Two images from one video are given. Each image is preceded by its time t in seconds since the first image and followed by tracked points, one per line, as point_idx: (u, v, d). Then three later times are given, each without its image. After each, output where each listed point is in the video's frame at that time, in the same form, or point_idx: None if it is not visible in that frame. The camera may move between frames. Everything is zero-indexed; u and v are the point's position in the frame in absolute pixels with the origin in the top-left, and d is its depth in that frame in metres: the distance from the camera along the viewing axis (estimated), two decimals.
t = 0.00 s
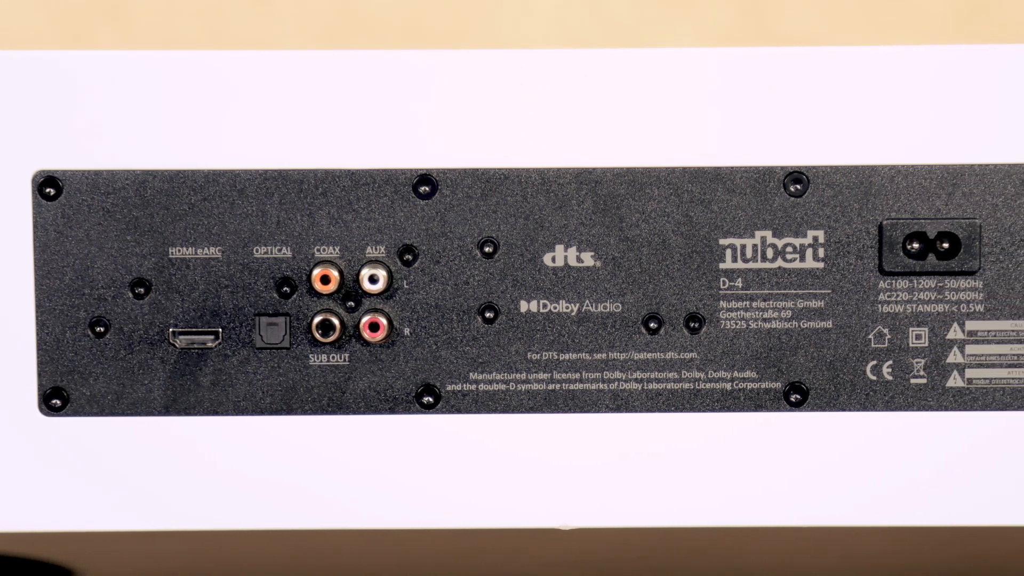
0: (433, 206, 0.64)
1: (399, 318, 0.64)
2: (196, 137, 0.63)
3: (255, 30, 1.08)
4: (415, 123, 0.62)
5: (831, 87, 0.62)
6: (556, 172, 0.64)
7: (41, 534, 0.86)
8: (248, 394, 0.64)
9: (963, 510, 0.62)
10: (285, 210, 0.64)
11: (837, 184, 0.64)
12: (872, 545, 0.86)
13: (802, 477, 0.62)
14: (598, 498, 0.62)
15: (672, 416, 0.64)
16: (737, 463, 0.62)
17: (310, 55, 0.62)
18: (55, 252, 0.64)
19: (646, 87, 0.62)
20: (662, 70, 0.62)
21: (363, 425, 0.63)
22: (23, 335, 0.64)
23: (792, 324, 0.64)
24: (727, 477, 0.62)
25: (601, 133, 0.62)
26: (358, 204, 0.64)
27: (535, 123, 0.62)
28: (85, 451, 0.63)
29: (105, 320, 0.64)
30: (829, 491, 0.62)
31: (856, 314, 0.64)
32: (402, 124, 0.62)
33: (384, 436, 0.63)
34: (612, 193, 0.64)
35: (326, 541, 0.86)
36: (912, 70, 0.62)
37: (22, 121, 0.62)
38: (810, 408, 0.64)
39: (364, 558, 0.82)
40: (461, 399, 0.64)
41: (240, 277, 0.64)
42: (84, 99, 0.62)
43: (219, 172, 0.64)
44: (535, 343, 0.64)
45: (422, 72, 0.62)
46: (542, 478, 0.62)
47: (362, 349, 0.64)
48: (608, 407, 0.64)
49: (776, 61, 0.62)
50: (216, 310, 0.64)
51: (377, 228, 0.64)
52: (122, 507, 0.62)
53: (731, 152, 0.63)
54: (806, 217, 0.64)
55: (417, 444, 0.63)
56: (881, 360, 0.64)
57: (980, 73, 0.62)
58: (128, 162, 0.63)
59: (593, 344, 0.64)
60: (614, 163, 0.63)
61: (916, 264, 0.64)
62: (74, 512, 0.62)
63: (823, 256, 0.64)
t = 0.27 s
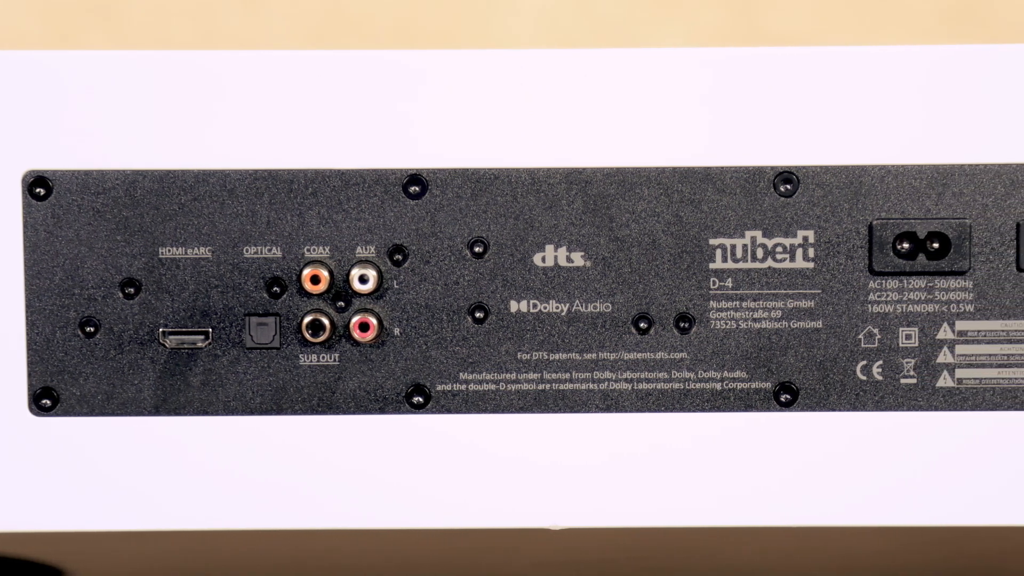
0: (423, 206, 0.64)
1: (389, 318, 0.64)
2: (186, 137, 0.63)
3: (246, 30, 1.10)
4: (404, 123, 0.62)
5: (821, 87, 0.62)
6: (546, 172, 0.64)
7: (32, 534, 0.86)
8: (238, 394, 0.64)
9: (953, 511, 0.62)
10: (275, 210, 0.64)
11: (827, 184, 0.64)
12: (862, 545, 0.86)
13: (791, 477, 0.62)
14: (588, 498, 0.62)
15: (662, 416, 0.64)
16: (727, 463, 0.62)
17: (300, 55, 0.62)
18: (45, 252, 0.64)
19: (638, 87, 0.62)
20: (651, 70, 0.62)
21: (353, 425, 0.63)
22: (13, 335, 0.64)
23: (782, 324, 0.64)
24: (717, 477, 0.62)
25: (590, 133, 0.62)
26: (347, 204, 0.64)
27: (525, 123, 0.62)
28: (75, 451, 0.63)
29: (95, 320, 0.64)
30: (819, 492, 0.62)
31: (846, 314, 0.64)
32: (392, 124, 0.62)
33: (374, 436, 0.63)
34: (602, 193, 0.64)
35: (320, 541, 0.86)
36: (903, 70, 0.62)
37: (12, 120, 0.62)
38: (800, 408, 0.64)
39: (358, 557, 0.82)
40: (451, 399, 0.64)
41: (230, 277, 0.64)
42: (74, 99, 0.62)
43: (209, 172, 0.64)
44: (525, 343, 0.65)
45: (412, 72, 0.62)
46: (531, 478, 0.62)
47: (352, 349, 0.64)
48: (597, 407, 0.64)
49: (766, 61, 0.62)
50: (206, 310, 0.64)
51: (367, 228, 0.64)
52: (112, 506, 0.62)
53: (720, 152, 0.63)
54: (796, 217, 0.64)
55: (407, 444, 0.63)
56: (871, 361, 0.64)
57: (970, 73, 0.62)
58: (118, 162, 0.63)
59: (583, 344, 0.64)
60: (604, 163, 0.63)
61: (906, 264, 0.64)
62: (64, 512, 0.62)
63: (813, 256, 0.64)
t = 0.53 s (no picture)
0: (413, 206, 0.64)
1: (379, 318, 0.64)
2: (176, 137, 0.63)
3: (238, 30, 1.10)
4: (394, 123, 0.62)
5: (810, 87, 0.62)
6: (536, 172, 0.64)
7: (22, 534, 0.86)
8: (228, 394, 0.64)
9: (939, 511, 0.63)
10: (265, 210, 0.64)
11: (817, 184, 0.64)
12: (852, 545, 0.86)
13: (781, 477, 0.62)
14: (578, 498, 0.62)
15: (651, 416, 0.64)
16: (717, 463, 0.62)
17: (290, 55, 0.62)
18: (35, 252, 0.64)
19: (628, 87, 0.62)
20: (641, 70, 0.62)
21: (343, 425, 0.63)
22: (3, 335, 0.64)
23: (772, 324, 0.64)
24: (707, 477, 0.62)
25: (580, 133, 0.62)
26: (337, 204, 0.64)
27: (514, 123, 0.62)
28: (64, 451, 0.63)
29: (85, 320, 0.64)
30: (808, 492, 0.62)
31: (836, 314, 0.64)
32: (381, 123, 0.62)
33: (364, 436, 0.63)
34: (592, 193, 0.64)
35: (312, 540, 0.86)
36: (893, 70, 0.62)
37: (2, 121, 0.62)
38: (790, 408, 0.64)
39: (351, 556, 0.82)
40: (440, 399, 0.64)
41: (219, 277, 0.64)
42: (64, 99, 0.62)
43: (199, 172, 0.64)
44: (515, 343, 0.65)
45: (401, 73, 0.62)
46: (521, 478, 0.62)
47: (342, 349, 0.64)
48: (587, 407, 0.64)
49: (756, 62, 0.62)
50: (196, 310, 0.64)
51: (357, 228, 0.64)
52: (101, 506, 0.62)
53: (710, 152, 0.63)
54: (786, 217, 0.64)
55: (396, 444, 0.63)
56: (860, 361, 0.64)
57: (961, 73, 0.62)
58: (108, 162, 0.63)
59: (573, 344, 0.64)
60: (594, 163, 0.63)
61: (896, 264, 0.64)
62: (53, 511, 0.62)
63: (803, 256, 0.64)
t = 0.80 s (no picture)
0: (404, 206, 0.64)
1: (370, 318, 0.64)
2: (166, 137, 0.62)
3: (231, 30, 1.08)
4: (384, 123, 0.62)
5: (800, 87, 0.62)
6: (526, 172, 0.64)
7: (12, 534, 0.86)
8: (218, 394, 0.64)
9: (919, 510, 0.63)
10: (255, 210, 0.64)
11: (807, 184, 0.64)
12: (843, 544, 0.86)
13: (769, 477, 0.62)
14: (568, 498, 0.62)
15: (641, 416, 0.64)
16: (707, 463, 0.62)
17: (279, 55, 0.61)
18: (26, 252, 0.64)
19: (618, 87, 0.62)
20: (631, 70, 0.62)
21: (333, 425, 0.63)
22: None
23: (762, 324, 0.64)
24: (697, 477, 0.62)
25: (570, 134, 0.62)
26: (328, 204, 0.64)
27: (505, 124, 0.62)
28: (54, 451, 0.63)
29: (75, 320, 0.64)
30: (798, 492, 0.62)
31: (826, 315, 0.64)
32: (372, 123, 0.62)
33: (355, 436, 0.63)
34: (582, 193, 0.64)
35: (304, 540, 0.86)
36: (883, 70, 0.62)
37: None
38: (780, 408, 0.64)
39: (341, 555, 0.82)
40: (431, 399, 0.64)
41: (210, 278, 0.64)
42: (54, 99, 0.62)
43: (189, 172, 0.64)
44: (505, 343, 0.65)
45: (391, 72, 0.62)
46: (511, 478, 0.62)
47: (333, 349, 0.64)
48: (577, 408, 0.64)
49: (746, 62, 0.62)
50: (186, 310, 0.64)
51: (347, 228, 0.64)
52: (91, 506, 0.62)
53: (700, 152, 0.63)
54: (776, 217, 0.64)
55: (387, 444, 0.63)
56: (850, 361, 0.64)
57: (951, 73, 0.62)
58: (98, 162, 0.63)
59: (563, 344, 0.64)
60: (584, 163, 0.63)
61: (886, 264, 0.64)
62: (43, 512, 0.62)
63: (793, 256, 0.64)
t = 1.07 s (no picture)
0: (394, 206, 0.64)
1: (360, 318, 0.64)
2: (156, 137, 0.62)
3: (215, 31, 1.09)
4: (374, 123, 0.62)
5: (791, 87, 0.62)
6: (516, 172, 0.64)
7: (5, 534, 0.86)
8: (208, 394, 0.64)
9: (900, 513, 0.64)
10: (245, 210, 0.64)
11: (797, 184, 0.64)
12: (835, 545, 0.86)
13: (755, 477, 0.62)
14: (559, 498, 0.61)
15: (632, 416, 0.64)
16: (698, 463, 0.62)
17: (270, 54, 0.61)
18: (15, 252, 0.64)
19: (608, 87, 0.62)
20: (621, 70, 0.62)
21: (323, 425, 0.63)
22: None
23: (752, 324, 0.64)
24: (688, 476, 0.62)
25: (561, 133, 0.62)
26: (318, 204, 0.64)
27: (495, 123, 0.62)
28: (43, 451, 0.63)
29: (65, 320, 0.64)
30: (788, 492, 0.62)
31: (816, 314, 0.64)
32: (362, 123, 0.62)
33: (345, 435, 0.63)
34: (572, 193, 0.64)
35: (295, 540, 0.87)
36: (873, 70, 0.62)
37: None
38: (770, 408, 0.64)
39: (332, 555, 0.82)
40: (421, 399, 0.64)
41: (200, 277, 0.64)
42: (43, 99, 0.62)
43: (178, 172, 0.64)
44: (495, 343, 0.65)
45: (381, 72, 0.62)
46: (502, 478, 0.62)
47: (323, 349, 0.64)
48: (567, 407, 0.64)
49: (736, 62, 0.62)
50: (176, 310, 0.64)
51: (338, 228, 0.64)
52: (79, 506, 0.61)
53: (690, 152, 0.63)
54: (766, 217, 0.64)
55: (377, 444, 0.63)
56: (841, 360, 0.64)
57: (941, 72, 0.62)
58: (88, 162, 0.63)
59: (553, 344, 0.64)
60: (575, 163, 0.63)
61: (876, 264, 0.64)
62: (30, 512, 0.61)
63: (783, 256, 0.64)
